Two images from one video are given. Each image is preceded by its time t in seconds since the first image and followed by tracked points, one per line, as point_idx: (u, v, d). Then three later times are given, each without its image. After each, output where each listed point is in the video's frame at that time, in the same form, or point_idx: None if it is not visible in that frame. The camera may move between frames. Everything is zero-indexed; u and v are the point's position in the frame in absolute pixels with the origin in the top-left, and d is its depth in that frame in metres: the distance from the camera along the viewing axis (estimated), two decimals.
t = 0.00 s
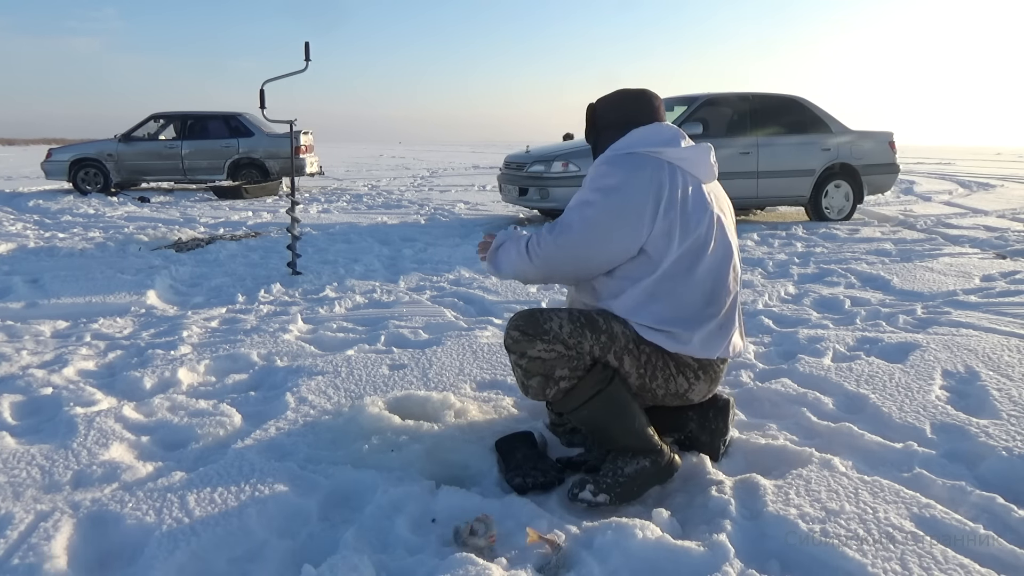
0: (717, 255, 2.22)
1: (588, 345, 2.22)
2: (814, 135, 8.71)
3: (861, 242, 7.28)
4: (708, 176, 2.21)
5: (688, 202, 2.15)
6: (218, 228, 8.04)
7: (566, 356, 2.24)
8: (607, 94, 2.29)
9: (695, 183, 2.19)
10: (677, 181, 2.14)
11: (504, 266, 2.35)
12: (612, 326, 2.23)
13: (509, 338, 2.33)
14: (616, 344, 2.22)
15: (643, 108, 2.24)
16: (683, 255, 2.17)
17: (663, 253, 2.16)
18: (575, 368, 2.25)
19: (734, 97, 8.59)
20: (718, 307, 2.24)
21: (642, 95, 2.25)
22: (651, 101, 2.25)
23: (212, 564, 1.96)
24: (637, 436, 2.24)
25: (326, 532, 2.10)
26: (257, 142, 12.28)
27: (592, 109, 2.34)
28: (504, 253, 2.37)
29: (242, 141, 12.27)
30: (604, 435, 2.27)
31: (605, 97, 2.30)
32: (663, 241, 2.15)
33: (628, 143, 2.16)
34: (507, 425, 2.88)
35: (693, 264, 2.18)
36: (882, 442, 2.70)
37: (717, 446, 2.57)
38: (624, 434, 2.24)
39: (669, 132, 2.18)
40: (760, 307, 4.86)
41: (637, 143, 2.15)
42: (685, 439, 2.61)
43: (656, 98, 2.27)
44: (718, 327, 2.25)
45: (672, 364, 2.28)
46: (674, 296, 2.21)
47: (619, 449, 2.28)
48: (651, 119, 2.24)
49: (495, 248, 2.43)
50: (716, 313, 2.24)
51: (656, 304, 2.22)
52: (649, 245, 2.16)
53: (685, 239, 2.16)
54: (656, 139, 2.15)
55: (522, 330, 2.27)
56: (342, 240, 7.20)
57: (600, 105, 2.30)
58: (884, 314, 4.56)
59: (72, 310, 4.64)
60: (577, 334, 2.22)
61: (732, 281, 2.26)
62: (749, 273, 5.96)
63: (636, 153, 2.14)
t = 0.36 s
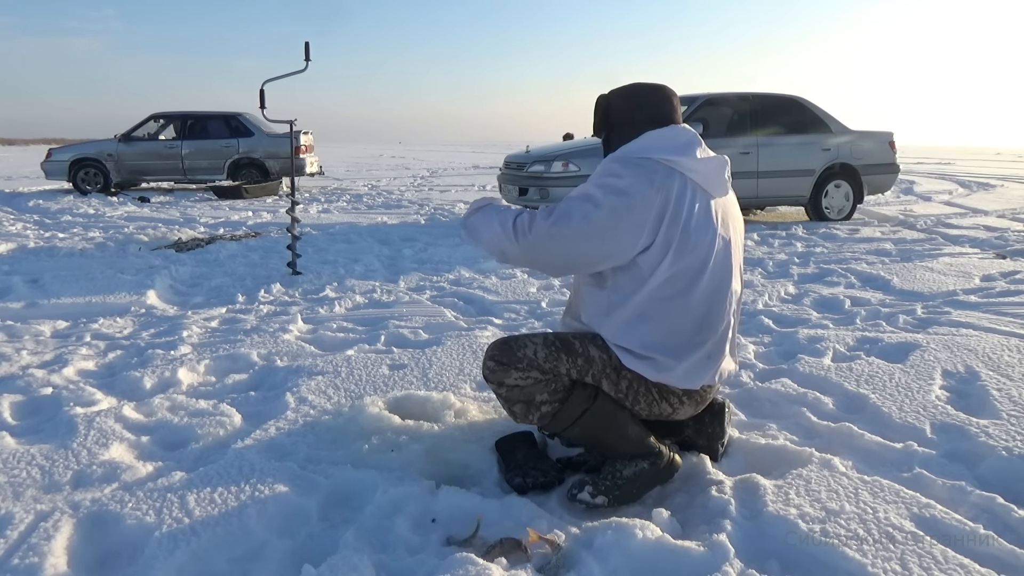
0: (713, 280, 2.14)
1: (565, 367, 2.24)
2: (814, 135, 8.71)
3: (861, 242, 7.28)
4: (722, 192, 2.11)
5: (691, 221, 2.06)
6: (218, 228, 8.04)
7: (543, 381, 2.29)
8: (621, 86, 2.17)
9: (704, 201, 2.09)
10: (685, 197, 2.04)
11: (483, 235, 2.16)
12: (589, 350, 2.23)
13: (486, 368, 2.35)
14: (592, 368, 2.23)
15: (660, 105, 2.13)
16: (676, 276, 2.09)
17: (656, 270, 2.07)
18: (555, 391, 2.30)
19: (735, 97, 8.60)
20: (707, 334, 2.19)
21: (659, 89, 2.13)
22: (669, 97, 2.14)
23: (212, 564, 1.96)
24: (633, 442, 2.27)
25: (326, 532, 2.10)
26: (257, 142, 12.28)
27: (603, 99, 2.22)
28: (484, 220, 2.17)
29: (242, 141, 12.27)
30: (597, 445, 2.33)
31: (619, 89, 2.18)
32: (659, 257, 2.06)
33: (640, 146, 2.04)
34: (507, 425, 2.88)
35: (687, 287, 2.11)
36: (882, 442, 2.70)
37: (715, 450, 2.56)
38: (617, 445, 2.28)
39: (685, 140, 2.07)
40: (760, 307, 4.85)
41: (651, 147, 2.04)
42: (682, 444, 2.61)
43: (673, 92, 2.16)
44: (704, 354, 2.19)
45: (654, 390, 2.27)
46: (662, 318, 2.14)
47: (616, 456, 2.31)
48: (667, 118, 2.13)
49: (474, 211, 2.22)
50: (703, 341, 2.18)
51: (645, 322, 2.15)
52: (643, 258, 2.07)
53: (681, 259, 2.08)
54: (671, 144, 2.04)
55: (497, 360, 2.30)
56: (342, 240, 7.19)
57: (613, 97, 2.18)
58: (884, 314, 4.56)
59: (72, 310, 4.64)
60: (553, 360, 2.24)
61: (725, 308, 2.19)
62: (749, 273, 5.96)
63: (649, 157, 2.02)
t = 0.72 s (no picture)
0: (697, 295, 2.11)
1: (546, 385, 2.23)
2: (814, 135, 8.71)
3: (861, 242, 7.28)
4: (711, 202, 2.07)
5: (676, 234, 2.02)
6: (218, 228, 8.04)
7: (524, 403, 2.27)
8: (611, 86, 2.15)
9: (691, 213, 2.05)
10: (670, 209, 2.00)
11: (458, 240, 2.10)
12: (569, 366, 2.21)
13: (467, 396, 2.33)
14: (573, 384, 2.22)
15: (649, 105, 2.09)
16: (659, 290, 2.06)
17: (638, 284, 2.04)
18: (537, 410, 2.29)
19: (735, 97, 8.59)
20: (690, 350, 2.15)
21: (648, 90, 2.11)
22: (660, 97, 2.10)
23: (212, 564, 1.96)
24: (624, 448, 2.27)
25: (325, 532, 2.10)
26: (257, 142, 12.28)
27: (596, 97, 2.20)
28: (460, 224, 2.11)
29: (242, 141, 12.27)
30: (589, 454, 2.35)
31: (608, 89, 2.16)
32: (640, 271, 2.03)
33: (626, 150, 2.00)
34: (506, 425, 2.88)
35: (670, 302, 2.08)
36: (882, 442, 2.70)
37: (712, 453, 2.56)
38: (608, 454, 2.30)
39: (673, 147, 2.02)
40: (760, 307, 4.85)
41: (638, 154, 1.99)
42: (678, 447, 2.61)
43: (663, 91, 2.13)
44: (686, 372, 2.17)
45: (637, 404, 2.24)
46: (644, 333, 2.11)
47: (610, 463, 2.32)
48: (657, 118, 2.10)
49: (448, 215, 2.16)
50: (685, 358, 2.15)
51: (626, 335, 2.12)
52: (625, 271, 2.04)
53: (664, 273, 2.05)
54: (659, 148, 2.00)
55: (476, 387, 2.27)
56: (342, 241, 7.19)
57: (604, 96, 2.15)
58: (884, 314, 4.56)
59: (72, 310, 4.63)
60: (532, 380, 2.23)
61: (710, 323, 2.16)
62: (749, 273, 5.96)
63: (637, 166, 1.98)
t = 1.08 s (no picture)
0: (687, 298, 2.09)
1: (538, 389, 2.22)
2: (814, 135, 8.70)
3: (861, 242, 7.28)
4: (698, 202, 2.06)
5: (662, 239, 2.01)
6: (218, 228, 8.04)
7: (517, 408, 2.25)
8: (591, 86, 2.15)
9: (677, 215, 2.03)
10: (655, 214, 1.99)
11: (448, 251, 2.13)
12: (562, 369, 2.22)
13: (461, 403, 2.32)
14: (566, 387, 2.21)
15: (629, 102, 2.08)
16: (647, 296, 2.05)
17: (625, 290, 2.04)
18: (531, 416, 2.27)
19: (735, 97, 8.59)
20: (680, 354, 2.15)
21: (628, 88, 2.09)
22: (640, 93, 2.09)
23: (211, 563, 1.95)
24: (621, 449, 2.28)
25: (325, 532, 2.10)
26: (257, 142, 12.28)
27: (574, 101, 2.20)
28: (451, 234, 2.14)
29: (242, 141, 12.27)
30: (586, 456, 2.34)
31: (588, 90, 2.16)
32: (626, 277, 2.03)
33: (606, 155, 2.02)
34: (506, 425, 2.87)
35: (659, 307, 2.07)
36: (882, 442, 2.70)
37: (712, 452, 2.56)
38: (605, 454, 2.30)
39: (655, 150, 2.02)
40: (760, 307, 4.86)
41: (620, 159, 2.00)
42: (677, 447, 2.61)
43: (644, 86, 2.11)
44: (675, 375, 2.16)
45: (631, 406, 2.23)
46: (634, 338, 2.10)
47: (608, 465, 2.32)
48: (639, 115, 2.09)
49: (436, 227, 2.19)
50: (675, 362, 2.15)
51: (616, 342, 2.12)
52: (612, 277, 2.03)
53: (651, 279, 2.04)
54: (640, 152, 2.02)
55: (469, 395, 2.26)
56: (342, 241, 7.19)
57: (583, 98, 2.15)
58: (884, 314, 4.56)
59: (72, 310, 4.63)
60: (525, 385, 2.21)
61: (700, 326, 2.14)
62: (749, 273, 5.96)
63: (619, 171, 1.98)
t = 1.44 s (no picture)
0: (685, 298, 2.09)
1: (538, 389, 2.22)
2: (814, 135, 8.70)
3: (861, 242, 7.28)
4: (694, 202, 2.05)
5: (658, 239, 2.01)
6: (218, 228, 8.04)
7: (517, 408, 2.26)
8: (584, 88, 2.15)
9: (672, 216, 2.03)
10: (651, 214, 1.99)
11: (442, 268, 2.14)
12: (562, 369, 2.22)
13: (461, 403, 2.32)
14: (566, 386, 2.21)
15: (623, 103, 2.08)
16: (645, 297, 2.05)
17: (622, 291, 2.04)
18: (531, 415, 2.27)
19: (735, 97, 8.59)
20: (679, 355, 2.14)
21: (621, 89, 2.10)
22: (635, 93, 2.09)
23: (212, 563, 1.95)
24: (621, 448, 2.28)
25: (325, 532, 2.10)
26: (257, 142, 12.28)
27: (569, 103, 2.20)
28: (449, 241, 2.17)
29: (242, 141, 12.27)
30: (587, 457, 2.34)
31: (582, 93, 2.16)
32: (624, 278, 2.03)
33: (602, 157, 2.03)
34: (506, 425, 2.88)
35: (657, 307, 2.07)
36: (882, 442, 2.70)
37: (712, 451, 2.56)
38: (605, 455, 2.30)
39: (650, 151, 2.03)
40: (760, 307, 4.86)
41: (616, 161, 2.01)
42: (678, 447, 2.61)
43: (638, 86, 2.11)
44: (674, 376, 2.16)
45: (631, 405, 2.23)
46: (632, 340, 2.10)
47: (609, 465, 2.32)
48: (633, 114, 2.09)
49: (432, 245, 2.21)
50: (674, 362, 2.14)
51: (614, 343, 2.12)
52: (609, 279, 2.04)
53: (648, 280, 2.03)
54: (635, 154, 2.02)
55: (469, 394, 2.26)
56: (343, 241, 7.20)
57: (578, 101, 2.15)
58: (884, 314, 4.56)
59: (72, 310, 4.63)
60: (525, 385, 2.21)
61: (699, 326, 2.14)
62: (749, 273, 5.96)
63: (614, 172, 1.99)
